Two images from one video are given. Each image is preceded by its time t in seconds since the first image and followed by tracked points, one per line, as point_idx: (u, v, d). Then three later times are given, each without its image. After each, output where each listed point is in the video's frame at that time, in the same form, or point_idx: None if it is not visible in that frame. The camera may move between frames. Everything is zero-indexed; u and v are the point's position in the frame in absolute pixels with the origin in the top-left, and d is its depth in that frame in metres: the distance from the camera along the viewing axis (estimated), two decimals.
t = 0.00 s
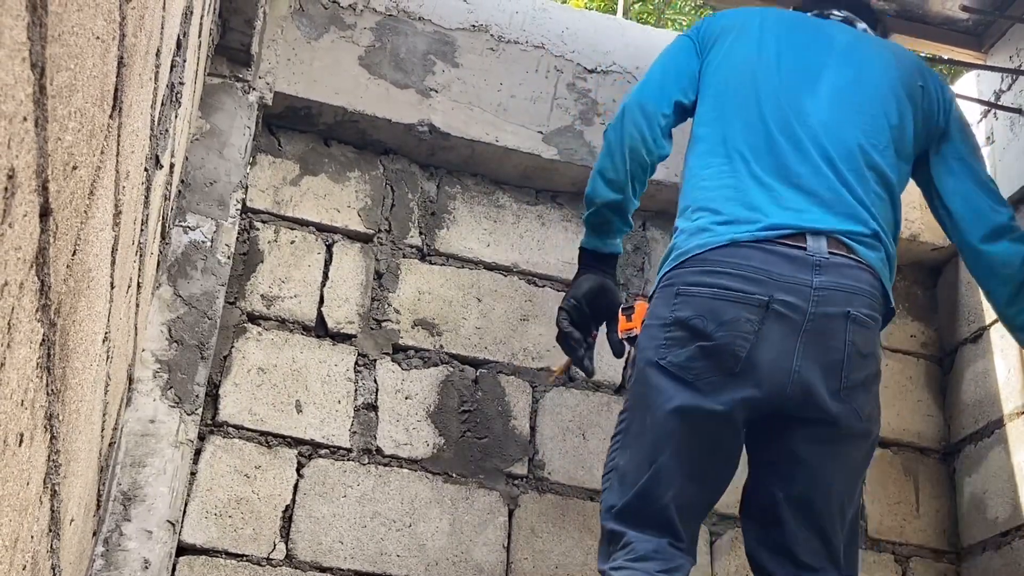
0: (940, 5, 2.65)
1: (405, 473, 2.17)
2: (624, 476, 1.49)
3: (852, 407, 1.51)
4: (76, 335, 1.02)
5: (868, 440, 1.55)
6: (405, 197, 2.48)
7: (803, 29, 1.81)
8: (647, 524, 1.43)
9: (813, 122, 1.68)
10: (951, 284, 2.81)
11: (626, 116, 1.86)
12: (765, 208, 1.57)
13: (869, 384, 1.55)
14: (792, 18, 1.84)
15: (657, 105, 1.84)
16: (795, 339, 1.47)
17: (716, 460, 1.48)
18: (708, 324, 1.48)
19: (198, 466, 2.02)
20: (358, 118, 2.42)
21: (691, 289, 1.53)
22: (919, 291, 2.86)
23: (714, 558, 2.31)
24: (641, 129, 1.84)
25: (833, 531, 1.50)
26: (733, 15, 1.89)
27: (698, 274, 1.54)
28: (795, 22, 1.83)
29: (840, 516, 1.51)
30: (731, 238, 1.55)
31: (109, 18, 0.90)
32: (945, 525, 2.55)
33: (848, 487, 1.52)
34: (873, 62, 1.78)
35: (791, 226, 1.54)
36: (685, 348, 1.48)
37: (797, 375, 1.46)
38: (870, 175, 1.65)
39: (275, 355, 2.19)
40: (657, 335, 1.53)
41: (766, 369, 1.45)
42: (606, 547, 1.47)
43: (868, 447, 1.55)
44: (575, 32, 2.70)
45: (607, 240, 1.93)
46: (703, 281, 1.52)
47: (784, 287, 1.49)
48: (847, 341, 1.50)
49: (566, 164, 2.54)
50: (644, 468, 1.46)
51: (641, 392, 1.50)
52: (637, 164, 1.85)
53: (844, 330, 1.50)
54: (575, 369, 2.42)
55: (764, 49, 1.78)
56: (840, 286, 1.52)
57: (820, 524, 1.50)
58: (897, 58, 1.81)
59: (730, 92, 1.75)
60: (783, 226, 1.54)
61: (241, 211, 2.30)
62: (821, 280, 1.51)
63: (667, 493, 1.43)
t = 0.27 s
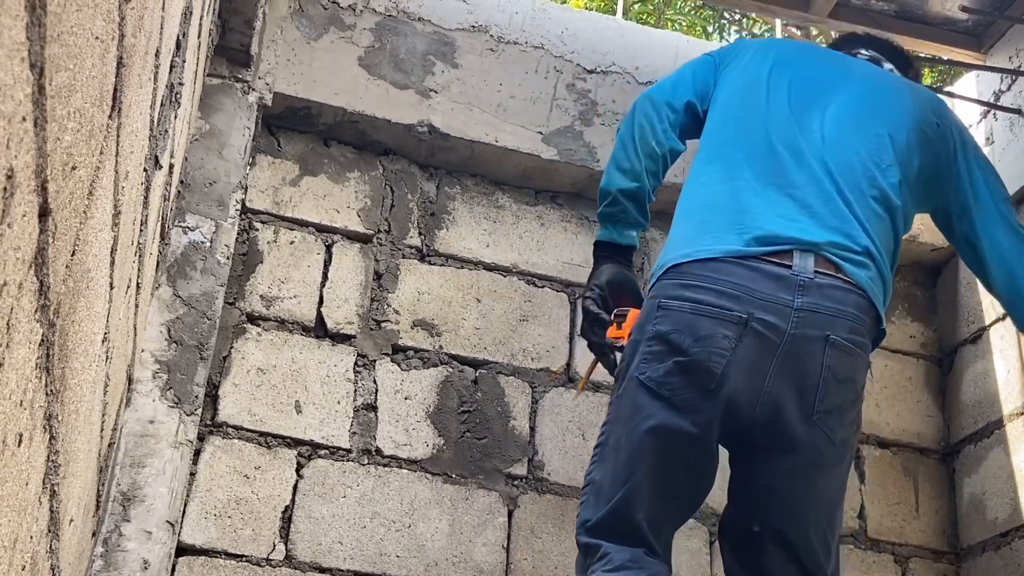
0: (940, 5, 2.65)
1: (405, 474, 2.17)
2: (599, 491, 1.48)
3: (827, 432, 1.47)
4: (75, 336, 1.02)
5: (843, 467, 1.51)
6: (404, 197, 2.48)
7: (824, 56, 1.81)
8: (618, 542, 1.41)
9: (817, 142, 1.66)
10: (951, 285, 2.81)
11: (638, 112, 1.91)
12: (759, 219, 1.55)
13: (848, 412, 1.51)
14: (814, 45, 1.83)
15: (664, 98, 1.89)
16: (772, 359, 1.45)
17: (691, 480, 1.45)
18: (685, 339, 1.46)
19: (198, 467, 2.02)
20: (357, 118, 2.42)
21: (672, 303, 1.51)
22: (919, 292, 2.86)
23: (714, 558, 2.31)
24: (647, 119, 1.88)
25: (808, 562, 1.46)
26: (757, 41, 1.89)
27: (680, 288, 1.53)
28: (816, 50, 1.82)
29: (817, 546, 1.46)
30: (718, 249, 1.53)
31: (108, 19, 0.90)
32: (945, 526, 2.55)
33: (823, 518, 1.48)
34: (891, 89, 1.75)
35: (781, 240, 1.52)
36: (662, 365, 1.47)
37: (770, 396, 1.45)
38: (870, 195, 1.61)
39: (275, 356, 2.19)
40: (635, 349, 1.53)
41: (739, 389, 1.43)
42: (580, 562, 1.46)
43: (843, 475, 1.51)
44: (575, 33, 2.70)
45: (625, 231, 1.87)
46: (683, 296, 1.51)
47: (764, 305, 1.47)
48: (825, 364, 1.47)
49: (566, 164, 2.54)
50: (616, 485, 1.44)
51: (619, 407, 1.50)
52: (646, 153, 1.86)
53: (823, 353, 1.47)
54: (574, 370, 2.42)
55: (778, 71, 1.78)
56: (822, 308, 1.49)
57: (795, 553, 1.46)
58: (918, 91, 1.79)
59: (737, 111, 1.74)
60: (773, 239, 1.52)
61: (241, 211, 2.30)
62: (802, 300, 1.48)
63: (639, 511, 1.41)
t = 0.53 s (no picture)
0: (940, 6, 2.65)
1: (405, 474, 2.17)
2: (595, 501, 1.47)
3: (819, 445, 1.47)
4: (75, 337, 1.02)
5: (836, 476, 1.51)
6: (404, 198, 2.48)
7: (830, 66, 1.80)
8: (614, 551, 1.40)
9: (817, 153, 1.65)
10: (951, 286, 2.81)
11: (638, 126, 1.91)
12: (755, 228, 1.55)
13: (841, 423, 1.51)
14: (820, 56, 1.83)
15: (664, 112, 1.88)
16: (763, 371, 1.45)
17: (687, 491, 1.45)
18: (678, 350, 1.46)
19: (198, 468, 2.02)
20: (357, 118, 2.42)
21: (665, 313, 1.51)
22: (919, 293, 2.86)
23: (714, 559, 2.31)
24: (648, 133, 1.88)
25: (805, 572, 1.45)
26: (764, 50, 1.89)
27: (674, 297, 1.52)
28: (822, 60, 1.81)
29: (813, 555, 1.46)
30: (715, 258, 1.53)
31: (109, 19, 0.90)
32: (944, 527, 2.55)
33: (818, 527, 1.47)
34: (895, 101, 1.74)
35: (777, 250, 1.51)
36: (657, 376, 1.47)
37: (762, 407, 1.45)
38: (869, 206, 1.60)
39: (275, 356, 2.19)
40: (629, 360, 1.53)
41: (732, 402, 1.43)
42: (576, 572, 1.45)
43: (837, 484, 1.51)
44: (575, 34, 2.70)
45: (628, 246, 1.84)
46: (676, 307, 1.50)
47: (757, 317, 1.46)
48: (817, 377, 1.46)
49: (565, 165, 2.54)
50: (612, 496, 1.43)
51: (615, 418, 1.49)
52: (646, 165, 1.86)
53: (815, 366, 1.46)
54: (574, 370, 2.42)
55: (782, 80, 1.77)
56: (815, 321, 1.48)
57: (792, 564, 1.45)
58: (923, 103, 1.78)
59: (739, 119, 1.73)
60: (769, 248, 1.51)
61: (241, 212, 2.30)
62: (796, 312, 1.47)
63: (635, 521, 1.40)
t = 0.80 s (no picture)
0: (940, 7, 2.65)
1: (405, 475, 2.17)
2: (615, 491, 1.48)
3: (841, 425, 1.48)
4: (76, 338, 1.02)
5: (858, 458, 1.51)
6: (404, 199, 2.48)
7: (825, 52, 1.81)
8: (635, 539, 1.41)
9: (821, 140, 1.67)
10: (951, 286, 2.81)
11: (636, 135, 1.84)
12: (763, 216, 1.56)
13: (861, 402, 1.52)
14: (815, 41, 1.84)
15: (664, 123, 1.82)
16: (782, 353, 1.46)
17: (708, 478, 1.45)
18: (695, 336, 1.48)
19: (198, 468, 2.02)
20: (357, 119, 2.43)
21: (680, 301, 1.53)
22: (919, 294, 2.86)
23: (714, 560, 2.31)
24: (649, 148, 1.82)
25: (827, 554, 1.45)
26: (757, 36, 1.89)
27: (688, 286, 1.54)
28: (817, 45, 1.82)
29: (835, 538, 1.46)
30: (725, 247, 1.54)
31: (109, 21, 0.90)
32: (945, 527, 2.55)
33: (840, 509, 1.48)
34: (892, 87, 1.76)
35: (787, 236, 1.53)
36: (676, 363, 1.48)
37: (782, 389, 1.46)
38: (876, 190, 1.62)
39: (275, 357, 2.19)
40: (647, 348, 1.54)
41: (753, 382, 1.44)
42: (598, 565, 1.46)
43: (858, 466, 1.52)
44: (575, 34, 2.70)
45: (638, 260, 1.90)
46: (691, 294, 1.52)
47: (773, 300, 1.48)
48: (836, 357, 1.48)
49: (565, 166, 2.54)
50: (632, 484, 1.44)
51: (633, 407, 1.51)
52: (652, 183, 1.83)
53: (833, 346, 1.48)
54: (574, 371, 2.42)
55: (782, 66, 1.78)
56: (831, 301, 1.50)
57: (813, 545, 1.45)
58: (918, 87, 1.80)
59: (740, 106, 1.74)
60: (778, 234, 1.53)
61: (241, 213, 2.30)
62: (812, 294, 1.49)
63: (656, 509, 1.41)
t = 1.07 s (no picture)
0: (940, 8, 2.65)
1: (405, 476, 2.17)
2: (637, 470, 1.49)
3: (861, 383, 1.50)
4: (77, 338, 1.02)
5: (875, 419, 1.54)
6: (404, 199, 2.48)
7: (809, 31, 1.83)
8: (662, 517, 1.43)
9: (817, 114, 1.69)
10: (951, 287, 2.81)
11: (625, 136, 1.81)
12: (768, 190, 1.58)
13: (875, 361, 1.54)
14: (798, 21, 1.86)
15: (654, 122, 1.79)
16: (801, 315, 1.48)
17: (731, 448, 1.47)
18: (713, 304, 1.48)
19: (198, 469, 2.02)
20: (357, 120, 2.43)
21: (694, 272, 1.54)
22: (920, 295, 2.86)
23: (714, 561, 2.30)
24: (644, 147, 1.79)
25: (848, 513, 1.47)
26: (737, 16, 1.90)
27: (701, 257, 1.54)
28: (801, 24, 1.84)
29: (856, 499, 1.48)
30: (735, 219, 1.55)
31: (110, 21, 0.90)
32: (946, 528, 2.55)
33: (860, 470, 1.50)
34: (875, 66, 1.80)
35: (794, 206, 1.54)
36: (694, 333, 1.49)
37: (803, 350, 1.47)
38: (875, 162, 1.65)
39: (275, 357, 2.19)
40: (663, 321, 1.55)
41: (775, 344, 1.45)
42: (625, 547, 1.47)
43: (875, 427, 1.54)
44: (575, 35, 2.70)
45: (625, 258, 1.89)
46: (706, 264, 1.53)
47: (789, 264, 1.49)
48: (852, 317, 1.50)
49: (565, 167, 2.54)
50: (657, 460, 1.46)
51: (653, 381, 1.51)
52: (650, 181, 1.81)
53: (849, 307, 1.50)
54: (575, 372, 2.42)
55: (768, 43, 1.79)
56: (845, 262, 1.52)
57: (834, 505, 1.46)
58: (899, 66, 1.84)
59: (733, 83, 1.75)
60: (785, 206, 1.54)
61: (241, 213, 2.30)
62: (826, 257, 1.51)
63: (683, 485, 1.43)
